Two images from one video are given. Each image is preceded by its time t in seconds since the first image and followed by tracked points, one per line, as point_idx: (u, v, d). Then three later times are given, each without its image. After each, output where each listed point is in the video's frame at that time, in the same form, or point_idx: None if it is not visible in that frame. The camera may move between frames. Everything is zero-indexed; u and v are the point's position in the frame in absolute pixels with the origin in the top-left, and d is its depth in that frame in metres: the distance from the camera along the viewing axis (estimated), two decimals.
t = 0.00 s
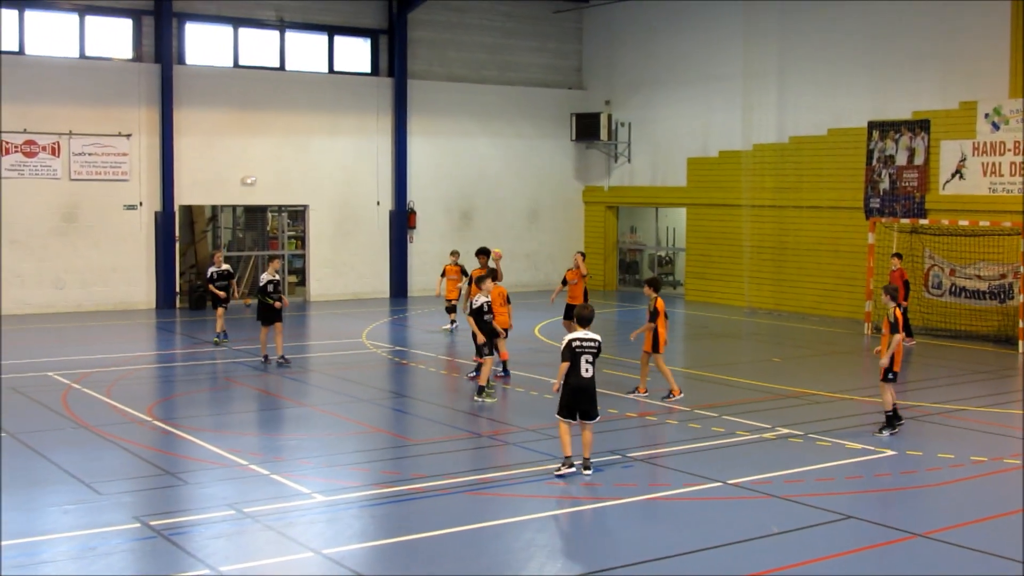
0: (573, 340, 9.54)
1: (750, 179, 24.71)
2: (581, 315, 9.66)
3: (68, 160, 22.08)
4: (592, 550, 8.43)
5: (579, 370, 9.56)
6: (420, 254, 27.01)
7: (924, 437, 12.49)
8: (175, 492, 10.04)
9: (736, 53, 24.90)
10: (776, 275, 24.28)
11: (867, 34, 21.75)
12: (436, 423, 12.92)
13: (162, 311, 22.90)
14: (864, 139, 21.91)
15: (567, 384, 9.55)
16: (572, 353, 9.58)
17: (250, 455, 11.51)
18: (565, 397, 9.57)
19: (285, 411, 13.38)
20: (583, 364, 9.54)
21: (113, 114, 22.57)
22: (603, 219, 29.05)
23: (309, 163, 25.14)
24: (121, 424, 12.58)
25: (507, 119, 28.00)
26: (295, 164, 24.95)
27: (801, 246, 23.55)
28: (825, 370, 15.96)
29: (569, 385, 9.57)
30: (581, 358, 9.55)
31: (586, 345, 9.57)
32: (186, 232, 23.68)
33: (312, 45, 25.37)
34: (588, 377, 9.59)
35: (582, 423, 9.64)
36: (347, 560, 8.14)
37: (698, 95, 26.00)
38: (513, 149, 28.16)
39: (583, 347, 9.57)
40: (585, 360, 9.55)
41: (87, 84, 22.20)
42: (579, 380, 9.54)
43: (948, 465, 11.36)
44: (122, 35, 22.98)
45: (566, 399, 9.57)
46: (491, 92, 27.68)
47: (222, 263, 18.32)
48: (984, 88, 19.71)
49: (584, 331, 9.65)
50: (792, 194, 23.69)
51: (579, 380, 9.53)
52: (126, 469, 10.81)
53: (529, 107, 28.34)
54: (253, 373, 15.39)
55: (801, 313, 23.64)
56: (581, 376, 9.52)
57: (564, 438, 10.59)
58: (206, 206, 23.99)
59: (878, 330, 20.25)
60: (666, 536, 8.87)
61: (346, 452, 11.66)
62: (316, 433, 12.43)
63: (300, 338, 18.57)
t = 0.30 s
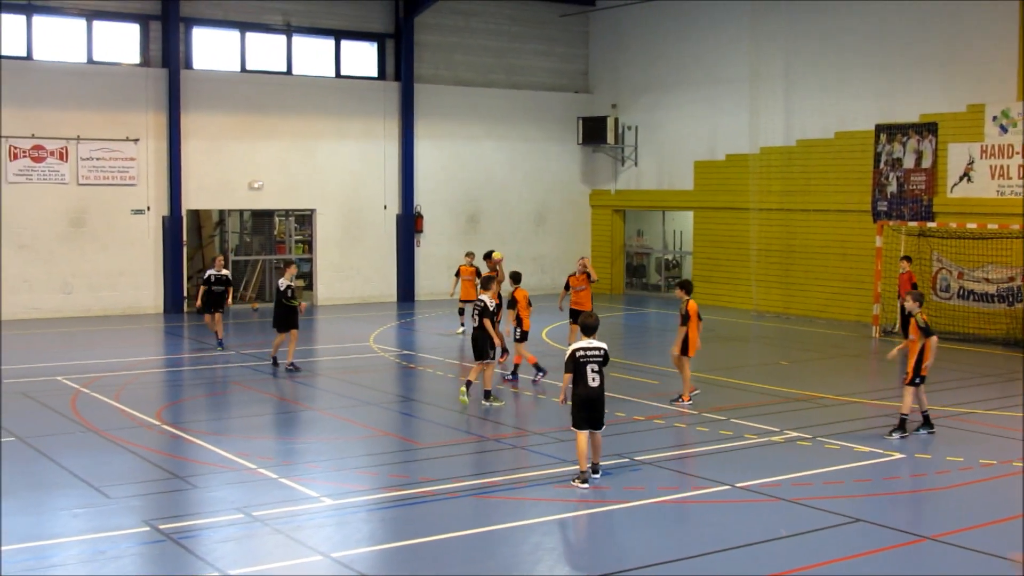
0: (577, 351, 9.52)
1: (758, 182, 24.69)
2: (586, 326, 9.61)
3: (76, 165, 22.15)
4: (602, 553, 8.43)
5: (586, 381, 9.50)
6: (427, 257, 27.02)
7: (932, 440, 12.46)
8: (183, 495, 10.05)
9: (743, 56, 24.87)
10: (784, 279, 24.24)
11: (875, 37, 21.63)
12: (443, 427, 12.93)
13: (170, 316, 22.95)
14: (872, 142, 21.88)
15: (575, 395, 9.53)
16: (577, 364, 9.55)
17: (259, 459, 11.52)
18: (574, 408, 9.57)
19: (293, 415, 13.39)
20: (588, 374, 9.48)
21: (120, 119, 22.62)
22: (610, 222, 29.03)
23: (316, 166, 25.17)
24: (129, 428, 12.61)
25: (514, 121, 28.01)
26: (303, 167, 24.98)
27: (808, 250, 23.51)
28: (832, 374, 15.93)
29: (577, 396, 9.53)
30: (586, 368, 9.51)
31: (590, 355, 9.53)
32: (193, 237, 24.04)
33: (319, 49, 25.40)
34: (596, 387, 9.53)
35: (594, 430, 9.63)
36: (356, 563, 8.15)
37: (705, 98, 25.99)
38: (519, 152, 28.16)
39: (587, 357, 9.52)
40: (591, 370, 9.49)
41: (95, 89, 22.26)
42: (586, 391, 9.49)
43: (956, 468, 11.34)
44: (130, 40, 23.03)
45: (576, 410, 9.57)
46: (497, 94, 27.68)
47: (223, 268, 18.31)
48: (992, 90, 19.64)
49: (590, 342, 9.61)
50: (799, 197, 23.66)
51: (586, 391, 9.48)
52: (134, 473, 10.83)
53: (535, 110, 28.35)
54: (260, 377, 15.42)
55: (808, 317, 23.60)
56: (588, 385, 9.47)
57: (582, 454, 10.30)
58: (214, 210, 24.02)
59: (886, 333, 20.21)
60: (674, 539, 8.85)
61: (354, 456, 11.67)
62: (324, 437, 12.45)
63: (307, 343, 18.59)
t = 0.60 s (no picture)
0: (586, 354, 9.51)
1: (766, 185, 24.68)
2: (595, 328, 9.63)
3: (84, 167, 22.19)
4: (609, 556, 8.43)
5: (596, 383, 9.51)
6: (434, 259, 27.03)
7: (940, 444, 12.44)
8: (190, 497, 10.06)
9: (752, 59, 24.84)
10: (792, 282, 24.21)
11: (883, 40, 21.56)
12: (450, 430, 12.93)
13: (177, 317, 22.98)
14: (880, 144, 21.87)
15: (586, 399, 9.53)
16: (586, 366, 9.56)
17: (266, 460, 11.53)
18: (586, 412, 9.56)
19: (301, 417, 13.39)
20: (598, 377, 9.49)
21: (128, 121, 22.65)
22: (617, 225, 29.03)
23: (323, 168, 25.19)
24: (138, 429, 12.62)
25: (521, 124, 28.01)
26: (310, 169, 25.00)
27: (816, 253, 23.49)
28: (840, 377, 15.91)
29: (587, 399, 9.52)
30: (595, 371, 9.50)
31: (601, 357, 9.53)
32: (201, 239, 24.57)
33: (327, 51, 25.42)
34: (606, 389, 9.54)
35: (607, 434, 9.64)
36: (363, 565, 8.15)
37: (713, 101, 25.98)
38: (527, 154, 28.16)
39: (597, 360, 9.51)
40: (601, 373, 9.50)
41: (103, 90, 22.31)
42: (597, 394, 9.49)
43: (964, 472, 11.31)
44: (139, 43, 23.08)
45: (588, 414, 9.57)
46: (504, 96, 27.69)
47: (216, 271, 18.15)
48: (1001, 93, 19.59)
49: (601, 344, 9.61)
50: (807, 199, 23.64)
51: (597, 393, 9.48)
52: (142, 474, 10.84)
53: (543, 112, 28.36)
54: (268, 379, 15.44)
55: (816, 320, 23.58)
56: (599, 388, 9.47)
57: (590, 458, 10.24)
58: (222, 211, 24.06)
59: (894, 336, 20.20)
60: (681, 542, 8.85)
61: (362, 458, 11.68)
62: (332, 439, 12.45)
63: (315, 345, 18.60)
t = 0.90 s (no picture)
0: (608, 357, 9.52)
1: (771, 187, 24.68)
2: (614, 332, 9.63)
3: (90, 170, 22.21)
4: (615, 559, 8.43)
5: (615, 388, 9.50)
6: (440, 262, 27.05)
7: (946, 446, 12.42)
8: (196, 499, 10.07)
9: (757, 61, 24.82)
10: (797, 284, 24.20)
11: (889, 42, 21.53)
12: (456, 432, 12.92)
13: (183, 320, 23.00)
14: (885, 147, 21.87)
15: (605, 403, 9.50)
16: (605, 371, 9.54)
17: (272, 463, 11.54)
18: (604, 418, 9.50)
19: (307, 420, 13.39)
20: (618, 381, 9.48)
21: (133, 124, 22.66)
22: (623, 227, 29.03)
23: (328, 171, 25.21)
24: (145, 432, 12.63)
25: (526, 127, 28.02)
26: (315, 172, 25.02)
27: (821, 255, 23.49)
28: (846, 379, 15.90)
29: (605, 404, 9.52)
30: (616, 375, 9.51)
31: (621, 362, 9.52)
32: (208, 241, 24.54)
33: (333, 54, 25.44)
34: (625, 395, 9.53)
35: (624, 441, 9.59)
36: (370, 568, 8.15)
37: (718, 103, 25.98)
38: (531, 157, 28.17)
39: (617, 364, 9.50)
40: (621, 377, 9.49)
41: (109, 93, 22.33)
42: (616, 399, 9.47)
43: (970, 474, 11.31)
44: (144, 46, 23.10)
45: (605, 419, 9.50)
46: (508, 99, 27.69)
47: (204, 274, 18.06)
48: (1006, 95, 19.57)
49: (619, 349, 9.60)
50: (812, 201, 23.65)
51: (616, 397, 9.47)
52: (149, 477, 10.83)
53: (547, 114, 28.36)
54: (274, 382, 15.44)
55: (822, 322, 23.58)
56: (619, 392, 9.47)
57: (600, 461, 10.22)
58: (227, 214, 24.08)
59: (899, 339, 20.22)
60: (687, 545, 8.84)
61: (368, 461, 11.68)
62: (338, 442, 12.44)
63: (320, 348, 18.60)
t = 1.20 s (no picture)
0: (625, 362, 9.45)
1: (776, 193, 24.65)
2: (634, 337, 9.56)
3: (95, 173, 22.23)
4: (619, 565, 8.42)
5: (631, 394, 9.46)
6: (444, 266, 27.06)
7: (951, 454, 12.41)
8: (199, 503, 10.07)
9: (763, 68, 24.80)
10: (802, 291, 24.17)
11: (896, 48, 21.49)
12: (460, 437, 12.91)
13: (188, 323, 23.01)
14: (890, 154, 21.85)
15: (619, 408, 9.50)
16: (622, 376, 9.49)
17: (276, 466, 11.55)
18: (618, 422, 9.53)
19: (311, 424, 13.39)
20: (634, 387, 9.43)
21: (139, 127, 22.69)
22: (627, 232, 29.02)
23: (333, 175, 25.22)
24: (149, 435, 12.63)
25: (530, 131, 28.04)
26: (320, 175, 25.04)
27: (826, 262, 23.46)
28: (850, 387, 15.89)
29: (621, 409, 9.50)
30: (632, 380, 9.44)
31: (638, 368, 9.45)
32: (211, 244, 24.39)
33: (338, 58, 25.45)
34: (640, 400, 9.49)
35: (638, 445, 9.59)
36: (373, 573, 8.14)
37: (723, 110, 25.97)
38: (536, 161, 28.17)
39: (633, 370, 9.44)
40: (637, 384, 9.43)
41: (114, 97, 22.36)
42: (631, 405, 9.45)
43: (974, 482, 11.30)
44: (150, 50, 23.12)
45: (619, 423, 9.53)
46: (514, 104, 27.71)
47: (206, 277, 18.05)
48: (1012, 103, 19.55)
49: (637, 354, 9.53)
50: (817, 208, 23.62)
51: (630, 403, 9.45)
52: (153, 480, 10.84)
53: (552, 119, 28.37)
54: (278, 386, 15.44)
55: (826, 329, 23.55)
56: (632, 398, 9.45)
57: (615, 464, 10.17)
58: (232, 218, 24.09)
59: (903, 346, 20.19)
60: (691, 551, 8.84)
61: (371, 465, 11.67)
62: (341, 446, 12.45)
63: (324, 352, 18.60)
